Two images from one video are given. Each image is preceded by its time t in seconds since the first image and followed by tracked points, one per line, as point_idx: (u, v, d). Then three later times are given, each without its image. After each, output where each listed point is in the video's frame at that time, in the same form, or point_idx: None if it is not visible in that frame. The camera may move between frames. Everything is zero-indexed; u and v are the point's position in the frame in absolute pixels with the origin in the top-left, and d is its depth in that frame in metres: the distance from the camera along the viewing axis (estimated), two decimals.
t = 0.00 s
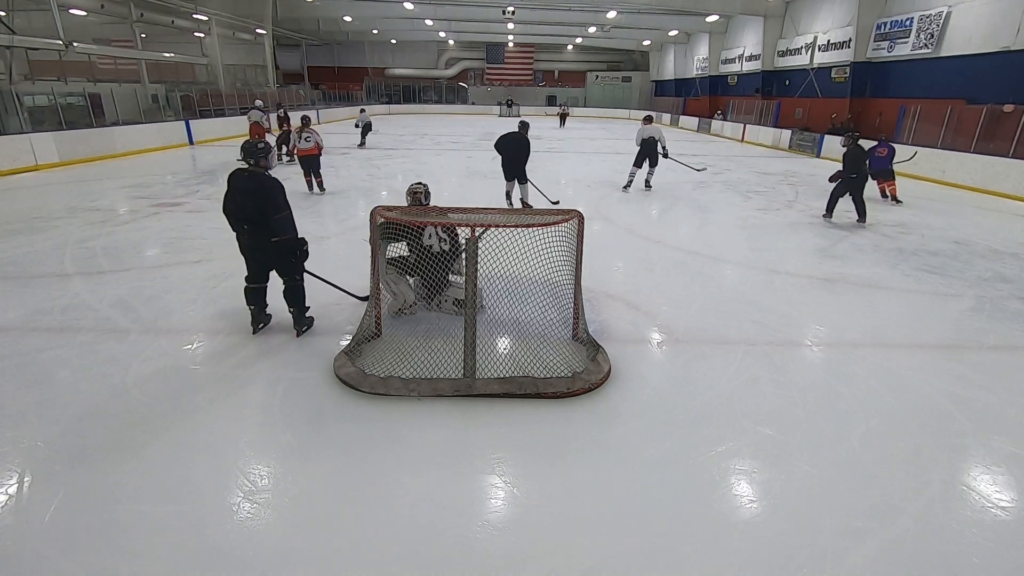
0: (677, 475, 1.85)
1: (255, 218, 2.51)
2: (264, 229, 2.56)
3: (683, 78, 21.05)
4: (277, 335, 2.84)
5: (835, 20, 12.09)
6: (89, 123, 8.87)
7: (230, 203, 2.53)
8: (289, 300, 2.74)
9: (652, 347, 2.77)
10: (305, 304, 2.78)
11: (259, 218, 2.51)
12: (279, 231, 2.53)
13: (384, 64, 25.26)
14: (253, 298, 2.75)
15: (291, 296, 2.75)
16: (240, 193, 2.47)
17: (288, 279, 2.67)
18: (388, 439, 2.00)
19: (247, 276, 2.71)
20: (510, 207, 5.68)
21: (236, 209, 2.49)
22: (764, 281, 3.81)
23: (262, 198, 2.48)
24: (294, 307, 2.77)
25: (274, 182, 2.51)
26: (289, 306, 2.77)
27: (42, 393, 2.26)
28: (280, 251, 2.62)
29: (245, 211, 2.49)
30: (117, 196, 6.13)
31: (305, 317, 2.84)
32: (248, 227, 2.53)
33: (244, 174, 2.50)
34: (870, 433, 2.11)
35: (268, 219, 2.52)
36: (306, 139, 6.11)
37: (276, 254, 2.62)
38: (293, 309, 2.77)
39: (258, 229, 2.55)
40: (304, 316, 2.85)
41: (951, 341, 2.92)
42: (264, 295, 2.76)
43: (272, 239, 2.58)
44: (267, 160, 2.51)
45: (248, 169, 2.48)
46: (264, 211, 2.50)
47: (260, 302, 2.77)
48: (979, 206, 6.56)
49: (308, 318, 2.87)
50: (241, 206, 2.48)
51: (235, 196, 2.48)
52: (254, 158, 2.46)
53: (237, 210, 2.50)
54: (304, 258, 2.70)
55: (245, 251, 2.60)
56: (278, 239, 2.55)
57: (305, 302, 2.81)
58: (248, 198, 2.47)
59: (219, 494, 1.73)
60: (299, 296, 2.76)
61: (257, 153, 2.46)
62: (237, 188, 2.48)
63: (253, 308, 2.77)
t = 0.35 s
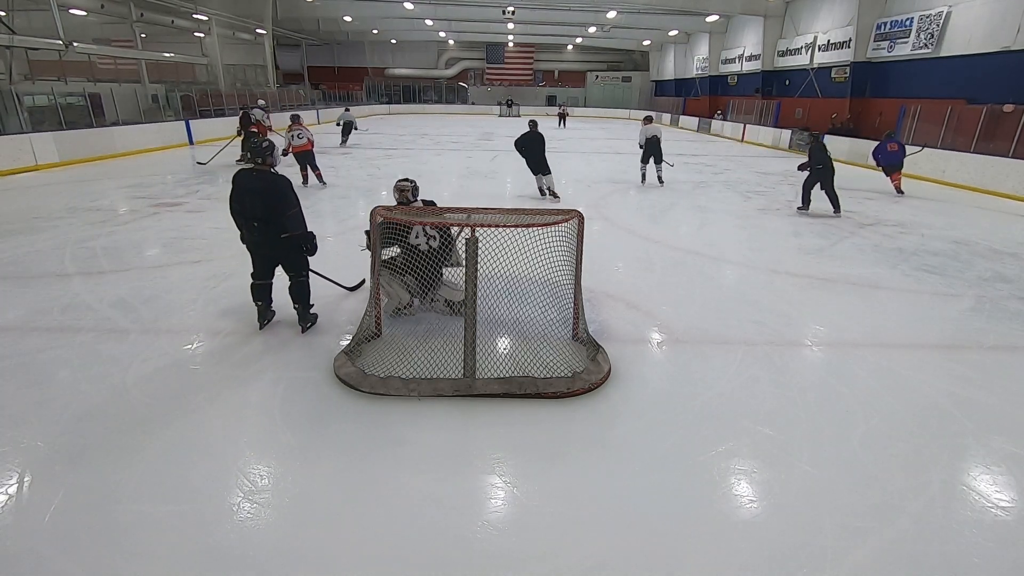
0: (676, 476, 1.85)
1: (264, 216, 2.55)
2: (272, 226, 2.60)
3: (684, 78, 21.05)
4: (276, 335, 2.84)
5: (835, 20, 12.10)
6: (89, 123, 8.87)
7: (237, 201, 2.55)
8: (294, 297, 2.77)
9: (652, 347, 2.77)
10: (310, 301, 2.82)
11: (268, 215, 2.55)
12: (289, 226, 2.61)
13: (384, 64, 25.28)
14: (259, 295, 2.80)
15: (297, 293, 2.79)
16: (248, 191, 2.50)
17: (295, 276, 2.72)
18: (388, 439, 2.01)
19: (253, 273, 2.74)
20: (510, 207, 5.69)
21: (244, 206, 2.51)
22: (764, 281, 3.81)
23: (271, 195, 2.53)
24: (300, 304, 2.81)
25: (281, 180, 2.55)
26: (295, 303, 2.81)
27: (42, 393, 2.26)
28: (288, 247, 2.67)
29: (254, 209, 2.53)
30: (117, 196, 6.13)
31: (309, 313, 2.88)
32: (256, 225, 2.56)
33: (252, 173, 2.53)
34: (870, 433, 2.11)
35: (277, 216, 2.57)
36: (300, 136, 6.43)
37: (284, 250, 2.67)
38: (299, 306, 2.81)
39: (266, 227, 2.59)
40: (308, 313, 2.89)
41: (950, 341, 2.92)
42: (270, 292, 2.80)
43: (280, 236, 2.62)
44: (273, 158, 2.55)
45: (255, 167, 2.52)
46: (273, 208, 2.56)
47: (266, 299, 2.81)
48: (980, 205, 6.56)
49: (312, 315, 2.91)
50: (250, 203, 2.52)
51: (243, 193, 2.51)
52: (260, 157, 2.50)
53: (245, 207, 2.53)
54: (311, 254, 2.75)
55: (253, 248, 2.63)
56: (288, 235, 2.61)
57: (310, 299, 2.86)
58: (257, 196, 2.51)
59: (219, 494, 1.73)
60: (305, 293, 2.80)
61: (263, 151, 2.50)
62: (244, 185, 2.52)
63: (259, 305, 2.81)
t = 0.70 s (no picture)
0: (676, 476, 1.85)
1: (272, 214, 2.59)
2: (278, 224, 2.64)
3: (683, 78, 21.05)
4: (276, 335, 2.84)
5: (835, 20, 12.08)
6: (89, 123, 8.87)
7: (242, 200, 2.57)
8: (300, 292, 2.84)
9: (652, 347, 2.77)
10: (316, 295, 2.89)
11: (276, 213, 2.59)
12: (296, 223, 2.65)
13: (384, 64, 25.28)
14: (262, 292, 2.82)
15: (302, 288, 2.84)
16: (253, 190, 2.53)
17: (302, 272, 2.78)
18: (387, 439, 2.01)
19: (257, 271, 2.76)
20: (510, 207, 5.69)
21: (251, 205, 2.54)
22: (763, 281, 3.81)
23: (277, 194, 2.56)
24: (305, 299, 2.87)
25: (286, 178, 2.59)
26: (300, 298, 2.88)
27: (42, 394, 2.26)
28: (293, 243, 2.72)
29: (262, 208, 2.56)
30: (117, 197, 6.12)
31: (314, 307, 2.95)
32: (263, 223, 2.60)
33: (256, 172, 2.55)
34: (869, 433, 2.11)
35: (284, 214, 2.62)
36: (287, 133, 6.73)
37: (291, 247, 2.72)
38: (305, 301, 2.87)
39: (272, 224, 2.63)
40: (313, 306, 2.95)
41: (950, 341, 2.92)
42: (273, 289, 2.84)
43: (287, 233, 2.67)
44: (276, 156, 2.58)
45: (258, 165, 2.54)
46: (280, 206, 2.59)
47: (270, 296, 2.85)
48: (980, 206, 6.55)
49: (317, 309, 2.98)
50: (256, 201, 2.55)
51: (248, 192, 2.54)
52: (265, 155, 2.53)
53: (251, 206, 2.56)
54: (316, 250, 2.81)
55: (259, 246, 2.66)
56: (295, 232, 2.67)
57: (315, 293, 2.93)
58: (264, 195, 2.54)
59: (219, 494, 1.73)
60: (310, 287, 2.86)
61: (266, 150, 2.53)
62: (249, 184, 2.54)
63: (264, 303, 2.84)
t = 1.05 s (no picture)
0: (677, 476, 1.85)
1: (277, 209, 2.63)
2: (282, 221, 2.67)
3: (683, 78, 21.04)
4: (276, 335, 2.83)
5: (835, 20, 12.08)
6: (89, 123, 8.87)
7: (248, 196, 2.61)
8: (302, 290, 2.85)
9: (652, 347, 2.77)
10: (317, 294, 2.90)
11: (280, 208, 2.63)
12: (300, 219, 2.68)
13: (384, 64, 25.28)
14: (264, 290, 2.83)
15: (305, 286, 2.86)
16: (259, 186, 2.58)
17: (305, 268, 2.81)
18: (388, 440, 2.00)
19: (260, 270, 2.78)
20: (510, 207, 5.69)
21: (257, 200, 2.59)
22: (763, 281, 3.81)
23: (282, 190, 2.60)
24: (306, 297, 2.88)
25: (291, 175, 2.63)
26: (302, 297, 2.89)
27: (42, 394, 2.26)
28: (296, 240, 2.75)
29: (268, 203, 2.60)
30: (117, 197, 6.12)
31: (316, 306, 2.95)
32: (268, 218, 2.63)
33: (262, 169, 2.60)
34: (869, 433, 2.11)
35: (289, 210, 2.65)
36: (286, 132, 6.81)
37: (293, 244, 2.74)
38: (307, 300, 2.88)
39: (276, 221, 2.66)
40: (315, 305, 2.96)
41: (950, 341, 2.92)
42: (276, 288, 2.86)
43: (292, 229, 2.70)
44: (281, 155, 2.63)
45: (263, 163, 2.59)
46: (284, 203, 2.63)
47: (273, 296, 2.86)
48: (980, 206, 6.55)
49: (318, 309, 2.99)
50: (261, 198, 2.59)
51: (253, 189, 2.58)
52: (270, 153, 2.58)
53: (256, 202, 2.60)
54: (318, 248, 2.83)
55: (263, 242, 2.69)
56: (299, 228, 2.70)
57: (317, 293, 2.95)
58: (270, 190, 2.59)
59: (219, 494, 1.73)
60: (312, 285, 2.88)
61: (272, 148, 2.59)
62: (254, 181, 2.58)
63: (267, 301, 2.86)
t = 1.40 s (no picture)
0: (676, 476, 1.85)
1: (279, 207, 2.63)
2: (283, 218, 2.67)
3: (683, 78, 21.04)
4: (276, 335, 2.83)
5: (835, 20, 12.08)
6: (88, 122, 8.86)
7: (251, 194, 2.61)
8: (304, 287, 2.86)
9: (652, 347, 2.77)
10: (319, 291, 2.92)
11: (283, 206, 2.63)
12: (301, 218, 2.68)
13: (384, 64, 25.27)
14: (267, 288, 2.85)
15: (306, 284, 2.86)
16: (263, 184, 2.58)
17: (306, 267, 2.81)
18: (388, 440, 2.00)
19: (264, 266, 2.80)
20: (510, 207, 5.69)
21: (261, 197, 2.59)
22: (763, 281, 3.81)
23: (285, 188, 2.60)
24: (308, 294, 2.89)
25: (294, 174, 2.63)
26: (304, 294, 2.90)
27: (41, 394, 2.26)
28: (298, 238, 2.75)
29: (271, 200, 2.60)
30: (116, 196, 6.11)
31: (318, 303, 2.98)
32: (271, 216, 2.64)
33: (266, 167, 2.60)
34: (869, 433, 2.11)
35: (292, 208, 2.66)
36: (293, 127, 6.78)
37: (296, 241, 2.75)
38: (309, 297, 2.90)
39: (278, 218, 2.66)
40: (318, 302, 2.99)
41: (951, 341, 2.92)
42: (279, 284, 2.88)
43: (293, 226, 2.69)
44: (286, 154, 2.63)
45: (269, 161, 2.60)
46: (286, 200, 2.62)
47: (276, 293, 2.89)
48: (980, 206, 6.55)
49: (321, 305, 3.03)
50: (263, 195, 2.59)
51: (257, 186, 2.59)
52: (276, 153, 2.59)
53: (258, 200, 2.60)
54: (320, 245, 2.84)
55: (265, 239, 2.69)
56: (302, 225, 2.71)
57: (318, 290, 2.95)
58: (273, 188, 2.59)
59: (219, 494, 1.73)
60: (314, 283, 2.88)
61: (279, 147, 2.60)
62: (258, 178, 2.59)
63: (270, 299, 2.89)
